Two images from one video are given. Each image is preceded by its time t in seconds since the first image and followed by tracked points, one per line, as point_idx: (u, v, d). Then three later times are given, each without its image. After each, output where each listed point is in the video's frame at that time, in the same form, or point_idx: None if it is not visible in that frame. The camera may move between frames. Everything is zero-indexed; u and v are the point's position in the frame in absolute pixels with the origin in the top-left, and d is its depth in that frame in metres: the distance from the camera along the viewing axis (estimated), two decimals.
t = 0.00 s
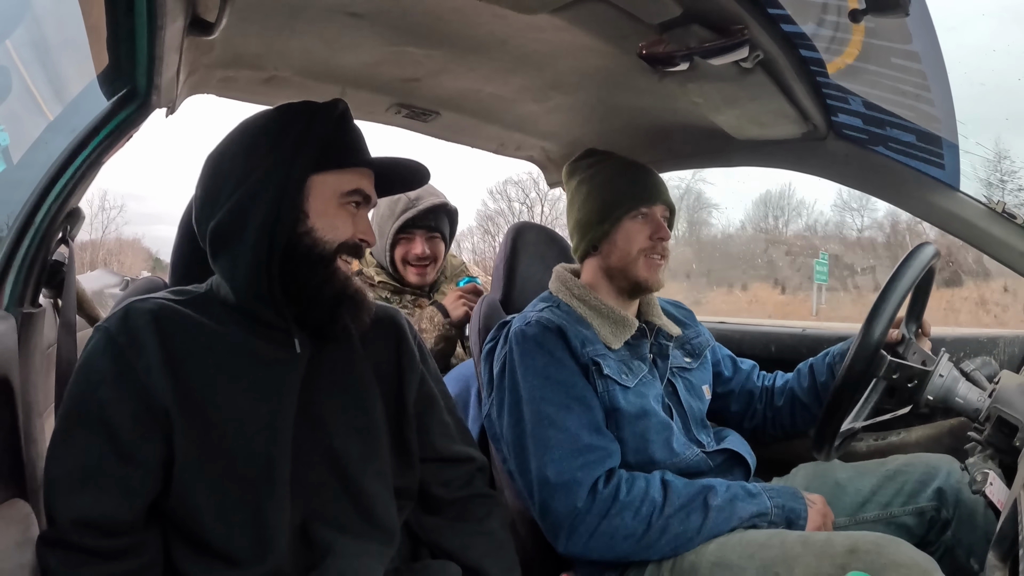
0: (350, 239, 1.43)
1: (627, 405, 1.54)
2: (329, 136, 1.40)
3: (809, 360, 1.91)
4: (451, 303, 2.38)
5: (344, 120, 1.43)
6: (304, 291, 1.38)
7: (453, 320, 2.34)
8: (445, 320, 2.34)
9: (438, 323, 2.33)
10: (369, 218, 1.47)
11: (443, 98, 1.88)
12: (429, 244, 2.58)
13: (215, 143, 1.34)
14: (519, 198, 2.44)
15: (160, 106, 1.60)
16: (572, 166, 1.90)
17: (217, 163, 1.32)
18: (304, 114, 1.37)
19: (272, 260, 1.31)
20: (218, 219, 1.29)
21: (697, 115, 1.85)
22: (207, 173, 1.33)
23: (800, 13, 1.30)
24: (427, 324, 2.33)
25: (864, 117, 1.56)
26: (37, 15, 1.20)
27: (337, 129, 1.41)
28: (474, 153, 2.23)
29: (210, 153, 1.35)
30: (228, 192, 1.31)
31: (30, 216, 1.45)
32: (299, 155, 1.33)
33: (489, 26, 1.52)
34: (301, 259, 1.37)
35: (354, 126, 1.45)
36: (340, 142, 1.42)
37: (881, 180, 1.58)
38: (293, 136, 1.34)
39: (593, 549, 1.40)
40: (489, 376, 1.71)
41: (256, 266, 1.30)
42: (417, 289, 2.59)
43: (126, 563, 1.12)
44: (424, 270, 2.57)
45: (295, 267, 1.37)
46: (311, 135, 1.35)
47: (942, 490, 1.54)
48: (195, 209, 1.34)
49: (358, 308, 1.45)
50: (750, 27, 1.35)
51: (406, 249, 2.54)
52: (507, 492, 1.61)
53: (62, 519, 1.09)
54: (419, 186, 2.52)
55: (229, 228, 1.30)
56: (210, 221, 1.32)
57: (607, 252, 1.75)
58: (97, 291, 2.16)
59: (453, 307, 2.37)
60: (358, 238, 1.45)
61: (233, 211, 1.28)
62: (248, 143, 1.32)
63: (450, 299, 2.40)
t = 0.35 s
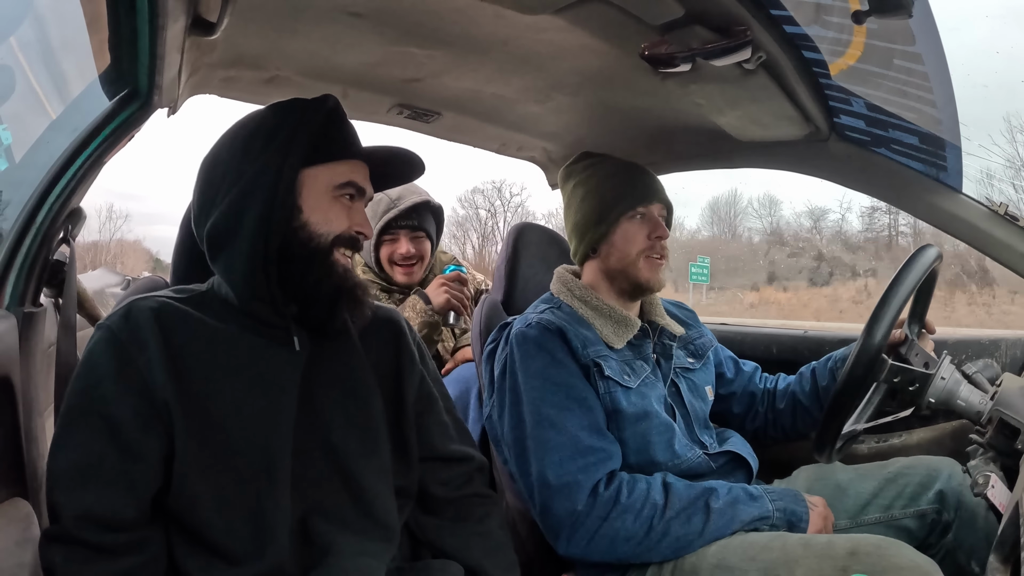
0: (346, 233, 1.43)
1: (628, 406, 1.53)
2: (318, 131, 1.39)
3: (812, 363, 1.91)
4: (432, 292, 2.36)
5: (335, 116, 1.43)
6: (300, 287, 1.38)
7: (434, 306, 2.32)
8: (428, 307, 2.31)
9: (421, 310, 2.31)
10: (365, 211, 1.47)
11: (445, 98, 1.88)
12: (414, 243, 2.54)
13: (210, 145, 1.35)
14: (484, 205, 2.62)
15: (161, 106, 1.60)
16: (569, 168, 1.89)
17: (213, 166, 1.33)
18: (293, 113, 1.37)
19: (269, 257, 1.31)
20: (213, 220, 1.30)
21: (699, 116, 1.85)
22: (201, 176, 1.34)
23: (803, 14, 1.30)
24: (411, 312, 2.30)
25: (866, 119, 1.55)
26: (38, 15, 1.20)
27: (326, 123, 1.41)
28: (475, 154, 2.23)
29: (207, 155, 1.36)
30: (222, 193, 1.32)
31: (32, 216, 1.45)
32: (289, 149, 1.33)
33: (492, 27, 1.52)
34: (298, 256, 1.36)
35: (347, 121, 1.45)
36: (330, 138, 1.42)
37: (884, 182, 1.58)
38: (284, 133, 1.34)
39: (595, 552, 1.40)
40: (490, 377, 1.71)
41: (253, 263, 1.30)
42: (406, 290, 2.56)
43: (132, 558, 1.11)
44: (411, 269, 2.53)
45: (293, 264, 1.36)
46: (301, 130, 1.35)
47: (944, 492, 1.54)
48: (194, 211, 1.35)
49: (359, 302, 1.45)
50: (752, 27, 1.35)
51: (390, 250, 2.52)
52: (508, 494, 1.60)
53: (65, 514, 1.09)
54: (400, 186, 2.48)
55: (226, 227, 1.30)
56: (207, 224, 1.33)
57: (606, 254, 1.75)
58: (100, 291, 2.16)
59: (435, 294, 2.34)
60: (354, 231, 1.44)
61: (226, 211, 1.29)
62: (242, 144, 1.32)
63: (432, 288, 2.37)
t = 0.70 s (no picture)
0: (293, 214, 1.35)
1: (631, 404, 1.54)
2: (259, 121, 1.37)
3: (814, 362, 1.91)
4: (437, 290, 2.34)
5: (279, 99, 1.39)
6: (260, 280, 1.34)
7: (439, 305, 2.30)
8: (432, 306, 2.31)
9: (425, 310, 2.30)
10: (314, 187, 1.38)
11: (448, 97, 1.88)
12: (422, 237, 2.52)
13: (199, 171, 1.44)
14: (457, 210, 2.70)
15: (165, 105, 1.61)
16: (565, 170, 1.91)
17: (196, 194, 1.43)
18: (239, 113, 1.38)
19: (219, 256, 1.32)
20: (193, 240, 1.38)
21: (702, 115, 1.85)
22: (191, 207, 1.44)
23: (806, 13, 1.29)
24: (414, 310, 2.30)
25: (869, 118, 1.55)
26: (39, 14, 1.19)
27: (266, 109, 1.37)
28: (477, 153, 2.23)
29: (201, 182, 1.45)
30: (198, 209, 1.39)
31: (36, 214, 1.46)
32: (225, 146, 1.34)
33: (495, 26, 1.52)
34: (249, 250, 1.33)
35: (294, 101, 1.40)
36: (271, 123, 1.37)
37: (887, 182, 1.58)
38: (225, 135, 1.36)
39: (596, 550, 1.40)
40: (493, 375, 1.71)
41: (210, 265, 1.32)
42: (414, 284, 2.54)
43: (132, 557, 1.12)
44: (419, 262, 2.51)
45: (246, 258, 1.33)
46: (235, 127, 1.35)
47: (946, 492, 1.54)
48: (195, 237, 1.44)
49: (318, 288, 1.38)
50: (755, 26, 1.34)
51: (399, 243, 2.49)
52: (511, 493, 1.60)
53: (66, 512, 1.09)
54: (406, 178, 2.49)
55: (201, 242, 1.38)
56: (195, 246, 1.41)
57: (598, 254, 1.75)
58: (102, 289, 2.15)
59: (439, 293, 2.33)
60: (302, 211, 1.36)
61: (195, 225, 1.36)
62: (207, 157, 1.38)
63: (437, 286, 2.35)
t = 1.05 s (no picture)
0: (280, 215, 1.33)
1: (630, 407, 1.53)
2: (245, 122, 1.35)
3: (815, 362, 1.91)
4: (437, 288, 2.31)
5: (262, 97, 1.37)
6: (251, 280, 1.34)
7: (438, 304, 2.27)
8: (431, 305, 2.27)
9: (423, 308, 2.27)
10: (298, 185, 1.36)
11: (449, 97, 1.88)
12: (431, 239, 2.48)
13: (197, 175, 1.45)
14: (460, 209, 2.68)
15: (166, 105, 1.61)
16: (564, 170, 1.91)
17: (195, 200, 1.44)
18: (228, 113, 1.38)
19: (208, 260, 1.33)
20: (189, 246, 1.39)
21: (704, 115, 1.85)
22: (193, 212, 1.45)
23: (809, 14, 1.29)
24: (412, 309, 2.27)
25: (872, 119, 1.55)
26: (42, 14, 1.19)
27: (252, 109, 1.35)
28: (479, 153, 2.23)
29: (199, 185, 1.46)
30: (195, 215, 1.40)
31: (38, 215, 1.45)
32: (213, 150, 1.34)
33: (496, 26, 1.52)
34: (238, 253, 1.33)
35: (279, 99, 1.38)
36: (257, 122, 1.35)
37: (889, 182, 1.58)
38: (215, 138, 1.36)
39: (590, 550, 1.41)
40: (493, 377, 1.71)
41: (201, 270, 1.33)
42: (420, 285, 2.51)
43: (130, 559, 1.12)
44: (428, 266, 2.47)
45: (235, 260, 1.33)
46: (222, 131, 1.34)
47: (948, 492, 1.54)
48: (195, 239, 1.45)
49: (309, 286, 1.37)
50: (756, 27, 1.34)
51: (407, 246, 2.45)
52: (511, 493, 1.60)
53: (64, 516, 1.10)
54: (416, 178, 2.44)
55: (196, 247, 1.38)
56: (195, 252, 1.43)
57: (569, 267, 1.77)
58: (104, 290, 2.14)
59: (437, 291, 2.30)
60: (288, 211, 1.34)
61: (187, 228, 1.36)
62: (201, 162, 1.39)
63: (437, 284, 2.33)
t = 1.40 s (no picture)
0: (272, 216, 1.33)
1: (627, 410, 1.53)
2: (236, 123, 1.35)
3: (815, 362, 1.91)
4: (444, 292, 2.29)
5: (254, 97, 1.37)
6: (246, 281, 1.34)
7: (447, 308, 2.25)
8: (440, 309, 2.25)
9: (433, 313, 2.24)
10: (291, 185, 1.35)
11: (449, 97, 1.88)
12: (427, 249, 2.42)
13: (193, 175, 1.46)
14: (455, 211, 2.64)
15: (165, 104, 1.61)
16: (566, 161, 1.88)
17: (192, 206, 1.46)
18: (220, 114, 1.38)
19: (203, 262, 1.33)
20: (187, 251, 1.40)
21: (703, 115, 1.85)
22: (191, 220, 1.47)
23: (808, 13, 1.29)
24: (422, 315, 2.23)
25: (869, 118, 1.55)
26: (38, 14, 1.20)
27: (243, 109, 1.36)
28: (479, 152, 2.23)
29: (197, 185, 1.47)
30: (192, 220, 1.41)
31: (36, 215, 1.45)
32: (206, 154, 1.34)
33: (495, 25, 1.52)
34: (233, 254, 1.33)
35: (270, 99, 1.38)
36: (247, 121, 1.35)
37: (888, 182, 1.57)
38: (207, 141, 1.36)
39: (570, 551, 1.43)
40: (488, 377, 1.71)
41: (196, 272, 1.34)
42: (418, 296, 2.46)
43: (127, 559, 1.13)
44: (426, 275, 2.42)
45: (229, 261, 1.33)
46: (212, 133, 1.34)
47: (948, 492, 1.54)
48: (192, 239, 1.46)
49: (302, 287, 1.37)
50: (756, 27, 1.34)
51: (402, 259, 2.39)
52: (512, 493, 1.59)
53: (59, 517, 1.10)
54: (407, 189, 2.38)
55: (192, 250, 1.39)
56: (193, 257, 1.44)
57: (580, 261, 1.73)
58: (104, 289, 2.10)
59: (447, 294, 2.28)
60: (280, 211, 1.34)
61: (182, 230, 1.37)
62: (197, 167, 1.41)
63: (444, 287, 2.30)
